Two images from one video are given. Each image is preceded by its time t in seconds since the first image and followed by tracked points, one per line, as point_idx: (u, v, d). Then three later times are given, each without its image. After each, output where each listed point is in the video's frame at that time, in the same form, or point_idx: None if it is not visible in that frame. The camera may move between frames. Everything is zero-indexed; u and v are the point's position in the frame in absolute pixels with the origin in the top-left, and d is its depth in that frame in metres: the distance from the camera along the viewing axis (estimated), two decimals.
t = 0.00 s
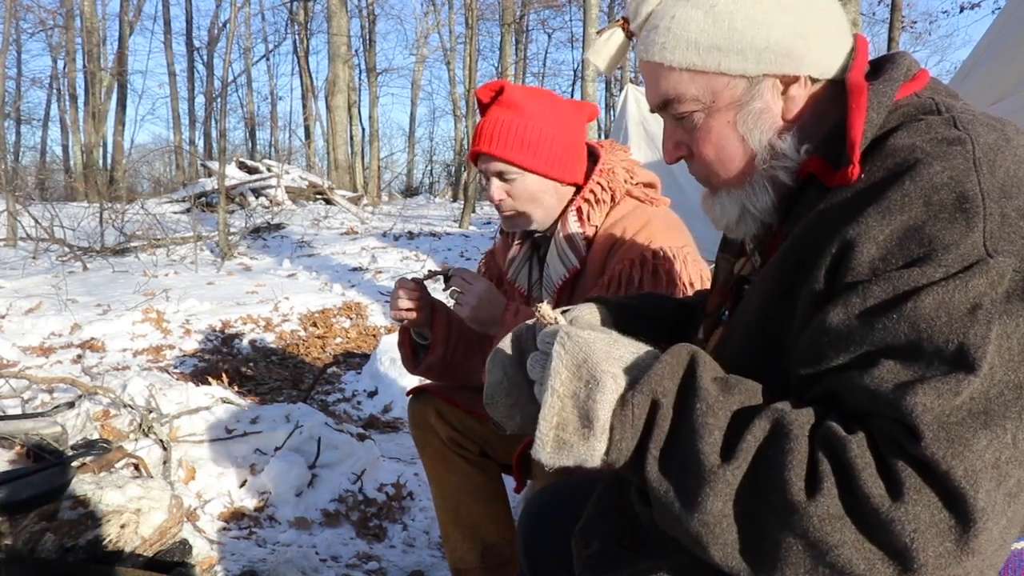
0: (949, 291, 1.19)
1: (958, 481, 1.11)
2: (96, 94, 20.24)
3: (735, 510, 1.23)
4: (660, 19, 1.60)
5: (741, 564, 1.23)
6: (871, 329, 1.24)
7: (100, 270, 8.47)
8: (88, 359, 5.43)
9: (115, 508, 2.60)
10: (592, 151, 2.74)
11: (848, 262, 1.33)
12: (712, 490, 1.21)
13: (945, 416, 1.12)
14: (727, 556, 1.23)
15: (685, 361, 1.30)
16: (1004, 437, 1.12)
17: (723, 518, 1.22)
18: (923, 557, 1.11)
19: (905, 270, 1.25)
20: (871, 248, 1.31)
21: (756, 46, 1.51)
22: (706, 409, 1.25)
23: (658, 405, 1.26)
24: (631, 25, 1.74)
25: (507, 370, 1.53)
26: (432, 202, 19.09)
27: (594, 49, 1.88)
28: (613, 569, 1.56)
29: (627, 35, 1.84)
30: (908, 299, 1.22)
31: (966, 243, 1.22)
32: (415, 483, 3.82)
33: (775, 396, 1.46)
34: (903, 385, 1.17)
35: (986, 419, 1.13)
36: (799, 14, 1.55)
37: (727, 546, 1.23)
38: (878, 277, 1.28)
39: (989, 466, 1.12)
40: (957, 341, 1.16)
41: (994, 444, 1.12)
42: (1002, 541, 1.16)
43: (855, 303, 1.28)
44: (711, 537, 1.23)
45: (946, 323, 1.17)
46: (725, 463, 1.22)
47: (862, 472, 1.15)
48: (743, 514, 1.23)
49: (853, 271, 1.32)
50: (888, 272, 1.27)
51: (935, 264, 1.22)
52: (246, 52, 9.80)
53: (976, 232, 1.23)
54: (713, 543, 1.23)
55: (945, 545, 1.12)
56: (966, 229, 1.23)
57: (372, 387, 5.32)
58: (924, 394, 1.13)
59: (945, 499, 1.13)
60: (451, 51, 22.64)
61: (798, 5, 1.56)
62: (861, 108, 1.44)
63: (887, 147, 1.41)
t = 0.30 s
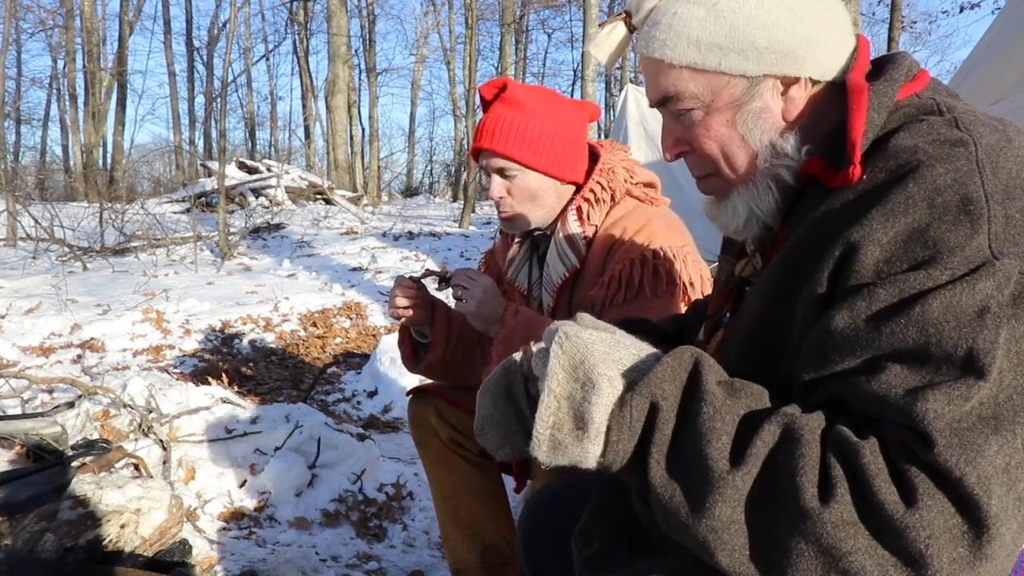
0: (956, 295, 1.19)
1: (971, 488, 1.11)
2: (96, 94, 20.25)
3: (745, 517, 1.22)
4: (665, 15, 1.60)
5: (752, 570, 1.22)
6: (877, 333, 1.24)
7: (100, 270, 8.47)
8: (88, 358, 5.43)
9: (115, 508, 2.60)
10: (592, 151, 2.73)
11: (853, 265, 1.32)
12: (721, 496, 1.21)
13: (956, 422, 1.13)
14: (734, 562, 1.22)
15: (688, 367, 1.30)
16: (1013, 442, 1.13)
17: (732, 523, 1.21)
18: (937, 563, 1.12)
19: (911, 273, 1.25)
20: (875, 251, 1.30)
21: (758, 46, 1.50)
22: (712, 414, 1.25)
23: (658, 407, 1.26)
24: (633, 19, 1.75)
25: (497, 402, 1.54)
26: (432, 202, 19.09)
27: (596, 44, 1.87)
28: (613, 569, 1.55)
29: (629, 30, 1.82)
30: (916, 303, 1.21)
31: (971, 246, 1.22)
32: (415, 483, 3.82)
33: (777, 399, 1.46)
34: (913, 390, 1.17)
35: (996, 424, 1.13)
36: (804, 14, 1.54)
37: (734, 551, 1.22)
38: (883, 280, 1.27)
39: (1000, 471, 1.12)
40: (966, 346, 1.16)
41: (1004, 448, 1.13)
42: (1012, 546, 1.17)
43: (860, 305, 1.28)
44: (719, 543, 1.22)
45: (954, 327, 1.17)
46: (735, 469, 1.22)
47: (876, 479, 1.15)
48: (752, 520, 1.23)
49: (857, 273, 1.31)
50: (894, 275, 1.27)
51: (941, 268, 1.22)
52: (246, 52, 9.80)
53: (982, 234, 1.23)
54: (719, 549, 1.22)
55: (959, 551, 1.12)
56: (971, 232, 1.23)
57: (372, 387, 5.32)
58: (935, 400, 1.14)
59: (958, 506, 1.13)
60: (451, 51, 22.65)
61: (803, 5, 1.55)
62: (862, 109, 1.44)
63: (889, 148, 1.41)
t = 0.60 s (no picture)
0: (956, 295, 1.19)
1: (971, 486, 1.11)
2: (96, 93, 20.24)
3: (745, 511, 1.22)
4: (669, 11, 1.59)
5: (749, 566, 1.22)
6: (876, 332, 1.24)
7: (99, 270, 8.47)
8: (87, 359, 5.43)
9: (115, 508, 2.60)
10: (592, 150, 2.74)
11: (852, 265, 1.32)
12: (720, 490, 1.20)
13: (956, 421, 1.13)
14: (731, 555, 1.22)
15: (687, 368, 1.29)
16: (1012, 441, 1.13)
17: (731, 517, 1.21)
18: (936, 561, 1.12)
19: (910, 273, 1.25)
20: (874, 251, 1.30)
21: (766, 42, 1.50)
22: (714, 407, 1.24)
23: (652, 398, 1.26)
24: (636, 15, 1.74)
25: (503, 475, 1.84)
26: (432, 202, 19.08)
27: (599, 36, 1.86)
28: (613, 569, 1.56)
29: (632, 24, 1.81)
30: (915, 303, 1.22)
31: (971, 246, 1.22)
32: (415, 483, 3.82)
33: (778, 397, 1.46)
34: (912, 389, 1.17)
35: (995, 423, 1.13)
36: (813, 11, 1.53)
37: (732, 545, 1.22)
38: (882, 280, 1.28)
39: (999, 470, 1.12)
40: (965, 346, 1.16)
41: (1003, 448, 1.13)
42: (1011, 545, 1.17)
43: (859, 305, 1.28)
44: (717, 537, 1.22)
45: (953, 327, 1.17)
46: (734, 463, 1.22)
47: (876, 476, 1.15)
48: (750, 514, 1.22)
49: (857, 274, 1.31)
50: (893, 275, 1.27)
51: (940, 268, 1.22)
52: (246, 51, 9.79)
53: (980, 234, 1.23)
54: (717, 542, 1.22)
55: (957, 549, 1.12)
56: (970, 232, 1.23)
57: (372, 387, 5.32)
58: (934, 398, 1.13)
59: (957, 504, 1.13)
60: (451, 51, 22.65)
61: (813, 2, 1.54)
62: (856, 109, 1.45)
63: (888, 149, 1.41)
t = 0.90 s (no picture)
0: (949, 290, 1.19)
1: (956, 477, 1.10)
2: (96, 93, 20.25)
3: (735, 498, 1.22)
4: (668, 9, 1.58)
5: (737, 550, 1.22)
6: (869, 327, 1.24)
7: (99, 270, 8.48)
8: (87, 359, 5.44)
9: (115, 508, 2.60)
10: (592, 150, 2.74)
11: (848, 262, 1.33)
12: (713, 476, 1.20)
13: (944, 413, 1.13)
14: (721, 538, 1.22)
15: (686, 359, 1.29)
16: (1002, 434, 1.13)
17: (722, 503, 1.21)
18: (923, 553, 1.11)
19: (904, 270, 1.25)
20: (870, 248, 1.31)
21: (769, 36, 1.50)
22: (710, 395, 1.24)
23: (645, 380, 1.26)
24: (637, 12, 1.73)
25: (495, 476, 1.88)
26: (431, 202, 19.09)
27: (601, 33, 1.85)
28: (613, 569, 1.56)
29: (633, 23, 1.80)
30: (907, 298, 1.22)
31: (965, 243, 1.22)
32: (415, 483, 3.81)
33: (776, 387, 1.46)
34: (903, 382, 1.17)
35: (985, 416, 1.13)
36: (815, 9, 1.54)
37: (724, 529, 1.22)
38: (877, 277, 1.28)
39: (987, 463, 1.11)
40: (956, 339, 1.16)
41: (993, 441, 1.12)
42: (1001, 542, 1.15)
43: (854, 302, 1.29)
44: (708, 522, 1.22)
45: (944, 321, 1.18)
46: (728, 449, 1.21)
47: (865, 465, 1.15)
48: (742, 500, 1.22)
49: (852, 271, 1.32)
50: (888, 272, 1.28)
51: (934, 264, 1.22)
52: (246, 51, 9.79)
53: (975, 231, 1.23)
54: (710, 527, 1.22)
55: (944, 541, 1.11)
56: (965, 229, 1.23)
57: (372, 387, 5.32)
58: (923, 391, 1.14)
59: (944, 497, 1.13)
60: (451, 51, 22.65)
61: None
62: (850, 106, 1.45)
63: (885, 148, 1.41)
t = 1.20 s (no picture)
0: (940, 285, 1.19)
1: (928, 458, 1.09)
2: (96, 94, 20.26)
3: (724, 435, 1.19)
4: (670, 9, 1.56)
5: (710, 491, 1.22)
6: (860, 315, 1.25)
7: (99, 270, 8.48)
8: (87, 359, 5.44)
9: (114, 508, 2.60)
10: (592, 152, 2.74)
11: (847, 258, 1.34)
12: (706, 415, 1.18)
13: (924, 396, 1.12)
14: (699, 478, 1.21)
15: (708, 303, 1.23)
16: (981, 422, 1.11)
17: (709, 442, 1.19)
18: (886, 527, 1.10)
19: (900, 266, 1.26)
20: (869, 244, 1.32)
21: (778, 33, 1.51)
22: (726, 333, 1.20)
23: (659, 306, 1.22)
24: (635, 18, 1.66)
25: (492, 476, 1.84)
26: (431, 202, 19.09)
27: (597, 40, 1.73)
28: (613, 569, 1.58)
29: (631, 30, 1.71)
30: (899, 290, 1.22)
31: (963, 240, 1.22)
32: (415, 483, 3.81)
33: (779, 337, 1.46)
34: (885, 365, 1.17)
35: (964, 403, 1.12)
36: (819, 8, 1.56)
37: (702, 469, 1.21)
38: (875, 272, 1.29)
39: (962, 449, 1.10)
40: (944, 327, 1.16)
41: (970, 428, 1.11)
42: (967, 532, 1.13)
43: (850, 295, 1.30)
44: (691, 458, 1.21)
45: (933, 311, 1.18)
46: (730, 388, 1.19)
47: (847, 433, 1.14)
48: (729, 442, 1.20)
49: (851, 267, 1.33)
50: (884, 267, 1.28)
51: (930, 260, 1.23)
52: (246, 51, 9.79)
53: (973, 229, 1.23)
54: (693, 463, 1.21)
55: (910, 521, 1.11)
56: (963, 227, 1.24)
57: (372, 387, 5.32)
58: (904, 373, 1.14)
59: (916, 478, 1.12)
60: (451, 51, 22.65)
61: None
62: (856, 108, 1.46)
63: (889, 147, 1.42)
